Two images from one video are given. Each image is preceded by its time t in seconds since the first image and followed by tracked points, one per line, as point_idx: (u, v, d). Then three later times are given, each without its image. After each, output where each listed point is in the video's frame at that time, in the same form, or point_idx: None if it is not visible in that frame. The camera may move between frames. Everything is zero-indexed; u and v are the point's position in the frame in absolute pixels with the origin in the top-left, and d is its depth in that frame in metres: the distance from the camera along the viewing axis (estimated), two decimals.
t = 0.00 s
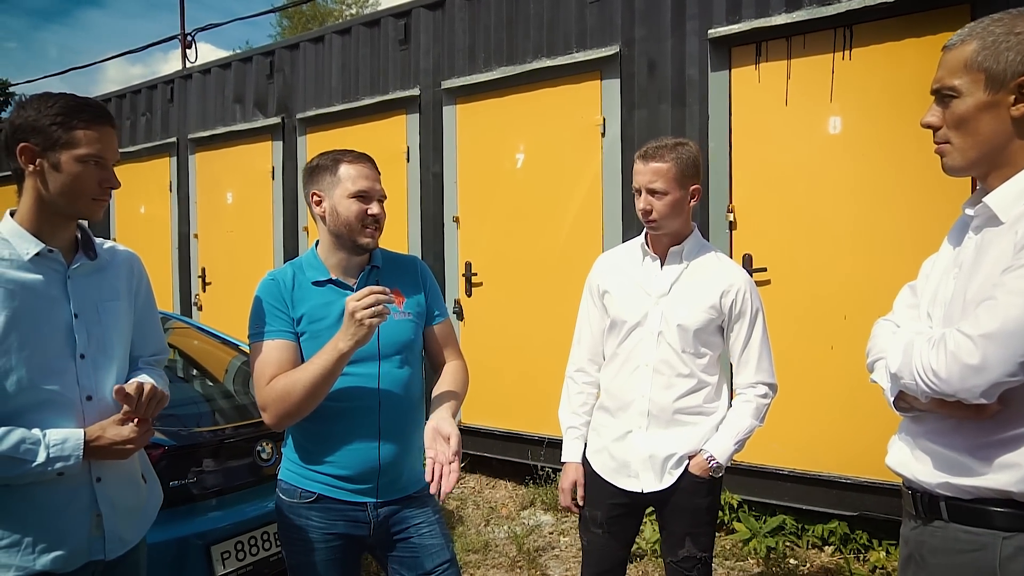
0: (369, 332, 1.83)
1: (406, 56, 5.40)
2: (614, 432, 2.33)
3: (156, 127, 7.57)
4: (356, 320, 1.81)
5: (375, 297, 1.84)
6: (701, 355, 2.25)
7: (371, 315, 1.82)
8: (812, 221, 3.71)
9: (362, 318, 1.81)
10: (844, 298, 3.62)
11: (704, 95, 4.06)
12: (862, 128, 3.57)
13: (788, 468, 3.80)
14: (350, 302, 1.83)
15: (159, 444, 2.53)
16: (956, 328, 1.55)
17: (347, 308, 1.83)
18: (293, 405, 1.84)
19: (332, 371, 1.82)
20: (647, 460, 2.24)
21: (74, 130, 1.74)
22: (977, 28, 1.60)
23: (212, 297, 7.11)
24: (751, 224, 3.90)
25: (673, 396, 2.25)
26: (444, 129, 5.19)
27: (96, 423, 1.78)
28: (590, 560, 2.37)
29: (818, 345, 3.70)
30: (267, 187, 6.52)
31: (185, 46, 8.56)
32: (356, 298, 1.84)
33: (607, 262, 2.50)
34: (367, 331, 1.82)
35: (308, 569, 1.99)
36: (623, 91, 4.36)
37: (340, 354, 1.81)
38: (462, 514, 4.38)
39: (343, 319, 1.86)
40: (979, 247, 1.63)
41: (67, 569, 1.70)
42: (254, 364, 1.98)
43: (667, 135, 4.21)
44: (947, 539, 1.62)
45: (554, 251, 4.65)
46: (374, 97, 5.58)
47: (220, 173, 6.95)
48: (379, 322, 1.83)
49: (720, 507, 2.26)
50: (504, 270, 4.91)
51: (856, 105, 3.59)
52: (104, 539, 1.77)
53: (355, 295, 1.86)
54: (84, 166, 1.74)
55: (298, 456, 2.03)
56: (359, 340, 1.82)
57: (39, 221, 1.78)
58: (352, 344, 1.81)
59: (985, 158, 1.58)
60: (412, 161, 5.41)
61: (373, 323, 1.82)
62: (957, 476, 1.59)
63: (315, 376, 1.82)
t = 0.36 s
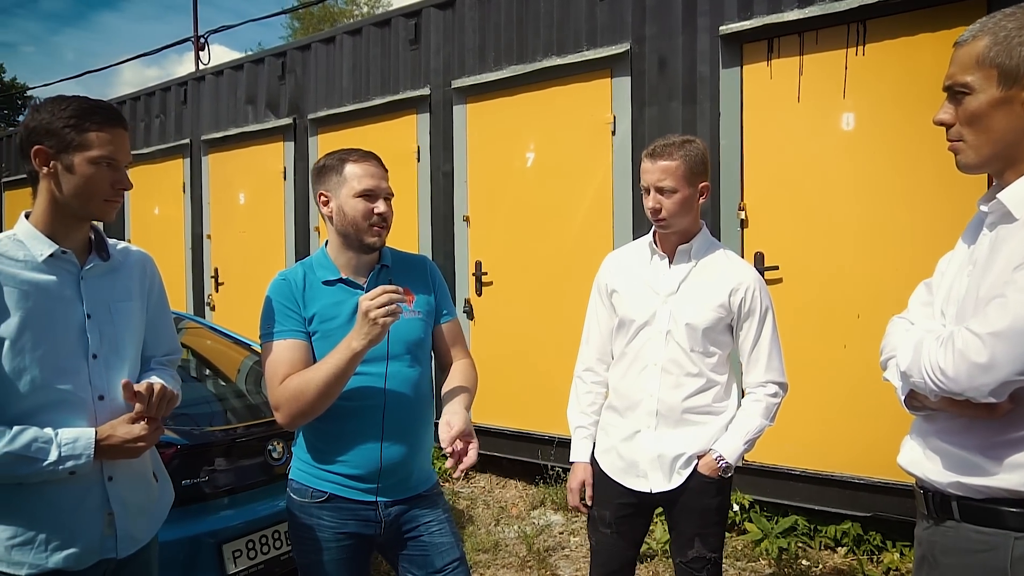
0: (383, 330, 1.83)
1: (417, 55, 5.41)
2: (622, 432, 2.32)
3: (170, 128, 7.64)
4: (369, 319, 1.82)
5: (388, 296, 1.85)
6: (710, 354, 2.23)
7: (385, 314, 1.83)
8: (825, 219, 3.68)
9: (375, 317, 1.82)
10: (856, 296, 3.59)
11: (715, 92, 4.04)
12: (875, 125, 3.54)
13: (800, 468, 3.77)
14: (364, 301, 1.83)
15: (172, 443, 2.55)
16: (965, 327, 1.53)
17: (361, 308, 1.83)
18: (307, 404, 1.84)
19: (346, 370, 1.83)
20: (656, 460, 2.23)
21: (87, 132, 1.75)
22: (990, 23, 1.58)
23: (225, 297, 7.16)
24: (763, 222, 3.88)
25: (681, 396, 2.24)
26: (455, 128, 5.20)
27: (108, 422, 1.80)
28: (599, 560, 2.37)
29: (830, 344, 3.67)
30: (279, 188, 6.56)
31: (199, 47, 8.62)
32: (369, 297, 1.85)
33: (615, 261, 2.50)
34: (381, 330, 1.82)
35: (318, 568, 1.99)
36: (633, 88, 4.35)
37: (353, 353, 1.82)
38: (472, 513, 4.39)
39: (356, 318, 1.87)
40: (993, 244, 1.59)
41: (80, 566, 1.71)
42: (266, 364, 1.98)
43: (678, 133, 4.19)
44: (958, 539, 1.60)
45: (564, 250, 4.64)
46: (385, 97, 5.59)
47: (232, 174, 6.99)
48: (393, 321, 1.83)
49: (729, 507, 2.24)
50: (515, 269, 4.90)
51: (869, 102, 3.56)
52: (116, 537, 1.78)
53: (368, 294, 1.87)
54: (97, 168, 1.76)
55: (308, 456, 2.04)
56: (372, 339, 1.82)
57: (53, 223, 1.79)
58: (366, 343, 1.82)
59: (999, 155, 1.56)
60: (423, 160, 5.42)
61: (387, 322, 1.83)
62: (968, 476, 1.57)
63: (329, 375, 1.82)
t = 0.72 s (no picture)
0: (382, 338, 1.82)
1: (429, 55, 5.41)
2: (635, 432, 2.32)
3: (184, 129, 7.69)
4: (367, 327, 1.81)
5: (388, 304, 1.83)
6: (724, 353, 2.22)
7: (384, 322, 1.81)
8: (839, 217, 3.65)
9: (375, 326, 1.81)
10: (871, 295, 3.57)
11: (728, 91, 4.01)
12: (890, 123, 3.51)
13: (814, 468, 3.74)
14: (364, 309, 1.82)
15: (186, 442, 2.57)
16: (981, 326, 1.51)
17: (360, 315, 1.82)
18: (310, 405, 1.86)
19: (347, 376, 1.83)
20: (670, 461, 2.22)
21: (103, 133, 1.77)
22: (1008, 18, 1.55)
23: (238, 297, 7.20)
24: (777, 220, 3.85)
25: (695, 396, 2.23)
26: (467, 128, 5.20)
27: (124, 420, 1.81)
28: (612, 560, 2.36)
29: (845, 344, 3.64)
30: (291, 188, 6.59)
31: (212, 49, 8.68)
32: (369, 305, 1.83)
33: (628, 259, 2.49)
34: (379, 338, 1.81)
35: (332, 566, 2.00)
36: (645, 87, 4.33)
37: (353, 360, 1.81)
38: (484, 513, 4.39)
39: (358, 324, 1.86)
40: (1011, 242, 1.57)
41: (96, 564, 1.72)
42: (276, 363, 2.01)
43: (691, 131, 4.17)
44: (976, 541, 1.58)
45: (577, 249, 4.64)
46: (397, 97, 5.61)
47: (245, 174, 7.03)
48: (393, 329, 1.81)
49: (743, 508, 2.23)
50: (527, 269, 4.90)
51: (884, 99, 3.53)
52: (132, 535, 1.80)
53: (370, 300, 1.85)
54: (113, 168, 1.77)
55: (322, 455, 2.04)
56: (372, 347, 1.82)
57: (70, 223, 1.81)
58: (365, 350, 1.81)
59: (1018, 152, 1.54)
60: (435, 160, 5.43)
61: (388, 330, 1.81)
62: (985, 478, 1.55)
63: (330, 380, 1.83)
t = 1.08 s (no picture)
0: (371, 352, 1.80)
1: (442, 55, 5.42)
2: (648, 432, 2.31)
3: (200, 129, 7.76)
4: (356, 341, 1.79)
5: (376, 317, 1.80)
6: (738, 352, 2.21)
7: (372, 337, 1.78)
8: (856, 216, 3.62)
9: (363, 340, 1.78)
10: (888, 294, 3.53)
11: (742, 88, 3.98)
12: (907, 120, 3.47)
13: (831, 469, 3.71)
14: (353, 323, 1.80)
15: (202, 440, 2.59)
16: (1005, 327, 1.49)
17: (350, 328, 1.80)
18: (309, 412, 1.88)
19: (341, 387, 1.84)
20: (683, 461, 2.21)
21: (121, 133, 1.79)
22: None
23: (254, 296, 7.26)
24: (792, 219, 3.82)
25: (709, 395, 2.21)
26: (480, 127, 5.21)
27: (140, 419, 1.83)
28: (625, 561, 2.36)
29: (861, 343, 3.61)
30: (306, 188, 6.63)
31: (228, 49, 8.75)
32: (358, 318, 1.81)
33: (640, 258, 2.47)
34: (367, 353, 1.79)
35: (345, 565, 2.01)
36: (659, 85, 4.31)
37: (345, 371, 1.81)
38: (498, 512, 4.40)
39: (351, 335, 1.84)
40: None
41: (114, 562, 1.74)
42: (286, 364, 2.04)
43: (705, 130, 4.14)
44: (997, 545, 1.56)
45: (590, 249, 4.63)
46: (410, 97, 5.62)
47: (260, 174, 7.08)
48: (380, 343, 1.78)
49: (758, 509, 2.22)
50: (540, 268, 4.90)
51: (900, 96, 3.49)
52: (148, 532, 1.81)
53: (360, 312, 1.82)
54: (131, 168, 1.79)
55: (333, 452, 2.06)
56: (361, 360, 1.80)
57: (88, 223, 1.83)
58: (354, 363, 1.80)
59: None
60: (448, 159, 5.43)
61: (375, 344, 1.78)
62: (1008, 481, 1.54)
63: (325, 390, 1.84)
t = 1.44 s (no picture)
0: (360, 350, 1.78)
1: (456, 54, 5.43)
2: (664, 432, 2.30)
3: (216, 130, 7.82)
4: (345, 342, 1.78)
5: (359, 315, 1.77)
6: (754, 352, 2.19)
7: (357, 336, 1.77)
8: (874, 214, 3.58)
9: (349, 340, 1.77)
10: (906, 293, 3.49)
11: (758, 86, 3.95)
12: (926, 117, 3.43)
13: (848, 470, 3.68)
14: (340, 324, 1.79)
15: (219, 438, 2.61)
16: None
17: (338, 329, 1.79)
18: (316, 413, 1.89)
19: (342, 387, 1.84)
20: (699, 461, 2.20)
21: (138, 134, 1.80)
22: None
23: (270, 296, 7.31)
24: (808, 218, 3.79)
25: (725, 395, 2.20)
26: (494, 126, 5.21)
27: (158, 417, 1.84)
28: (640, 561, 2.35)
29: (879, 343, 3.57)
30: (322, 188, 6.67)
31: (243, 51, 8.81)
32: (343, 317, 1.79)
33: (654, 257, 2.46)
34: (358, 351, 1.78)
35: (360, 564, 2.01)
36: (674, 84, 4.29)
37: (342, 370, 1.81)
38: (513, 511, 4.40)
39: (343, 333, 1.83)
40: None
41: (131, 559, 1.76)
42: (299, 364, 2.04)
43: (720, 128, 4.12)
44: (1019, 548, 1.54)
45: (605, 248, 4.62)
46: (425, 97, 5.63)
47: (276, 175, 7.12)
48: (366, 340, 1.76)
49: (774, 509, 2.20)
50: (554, 267, 4.89)
51: (919, 93, 3.45)
52: (166, 530, 1.83)
53: (345, 311, 1.81)
54: (148, 169, 1.80)
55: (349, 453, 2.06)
56: (353, 359, 1.79)
57: (107, 223, 1.84)
58: (350, 362, 1.80)
59: None
60: (462, 159, 5.44)
61: (361, 342, 1.76)
62: None
63: (327, 391, 1.85)
